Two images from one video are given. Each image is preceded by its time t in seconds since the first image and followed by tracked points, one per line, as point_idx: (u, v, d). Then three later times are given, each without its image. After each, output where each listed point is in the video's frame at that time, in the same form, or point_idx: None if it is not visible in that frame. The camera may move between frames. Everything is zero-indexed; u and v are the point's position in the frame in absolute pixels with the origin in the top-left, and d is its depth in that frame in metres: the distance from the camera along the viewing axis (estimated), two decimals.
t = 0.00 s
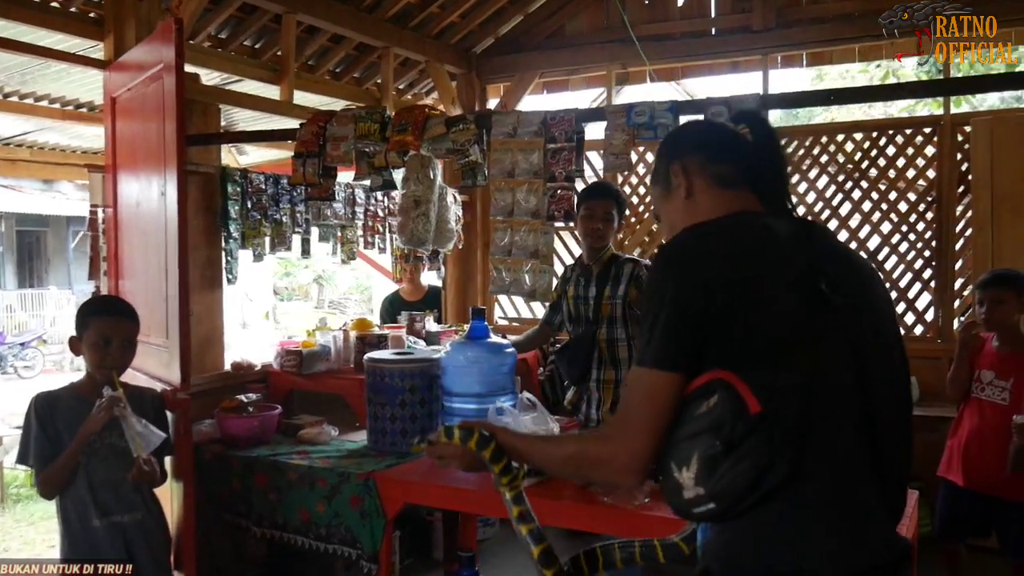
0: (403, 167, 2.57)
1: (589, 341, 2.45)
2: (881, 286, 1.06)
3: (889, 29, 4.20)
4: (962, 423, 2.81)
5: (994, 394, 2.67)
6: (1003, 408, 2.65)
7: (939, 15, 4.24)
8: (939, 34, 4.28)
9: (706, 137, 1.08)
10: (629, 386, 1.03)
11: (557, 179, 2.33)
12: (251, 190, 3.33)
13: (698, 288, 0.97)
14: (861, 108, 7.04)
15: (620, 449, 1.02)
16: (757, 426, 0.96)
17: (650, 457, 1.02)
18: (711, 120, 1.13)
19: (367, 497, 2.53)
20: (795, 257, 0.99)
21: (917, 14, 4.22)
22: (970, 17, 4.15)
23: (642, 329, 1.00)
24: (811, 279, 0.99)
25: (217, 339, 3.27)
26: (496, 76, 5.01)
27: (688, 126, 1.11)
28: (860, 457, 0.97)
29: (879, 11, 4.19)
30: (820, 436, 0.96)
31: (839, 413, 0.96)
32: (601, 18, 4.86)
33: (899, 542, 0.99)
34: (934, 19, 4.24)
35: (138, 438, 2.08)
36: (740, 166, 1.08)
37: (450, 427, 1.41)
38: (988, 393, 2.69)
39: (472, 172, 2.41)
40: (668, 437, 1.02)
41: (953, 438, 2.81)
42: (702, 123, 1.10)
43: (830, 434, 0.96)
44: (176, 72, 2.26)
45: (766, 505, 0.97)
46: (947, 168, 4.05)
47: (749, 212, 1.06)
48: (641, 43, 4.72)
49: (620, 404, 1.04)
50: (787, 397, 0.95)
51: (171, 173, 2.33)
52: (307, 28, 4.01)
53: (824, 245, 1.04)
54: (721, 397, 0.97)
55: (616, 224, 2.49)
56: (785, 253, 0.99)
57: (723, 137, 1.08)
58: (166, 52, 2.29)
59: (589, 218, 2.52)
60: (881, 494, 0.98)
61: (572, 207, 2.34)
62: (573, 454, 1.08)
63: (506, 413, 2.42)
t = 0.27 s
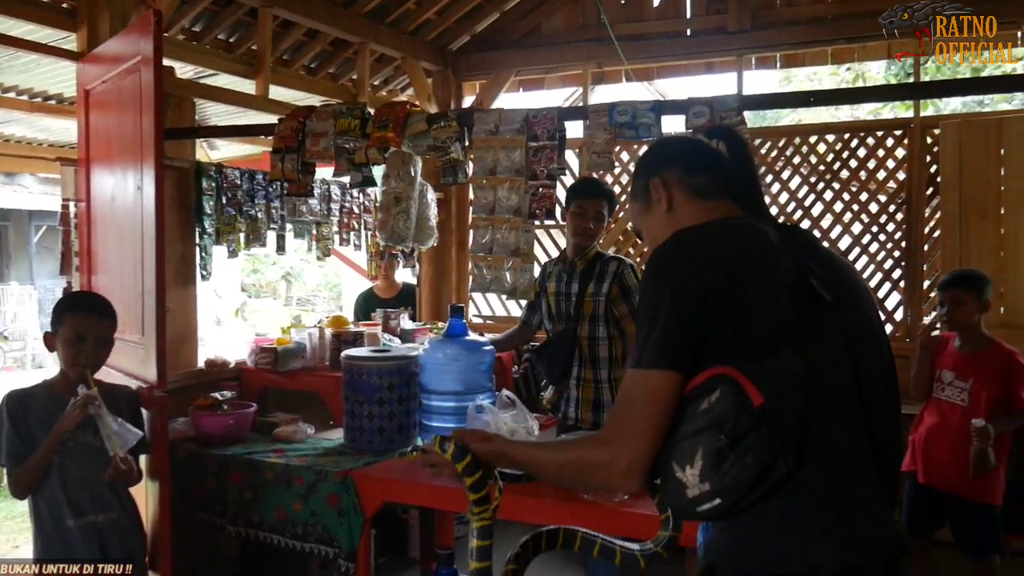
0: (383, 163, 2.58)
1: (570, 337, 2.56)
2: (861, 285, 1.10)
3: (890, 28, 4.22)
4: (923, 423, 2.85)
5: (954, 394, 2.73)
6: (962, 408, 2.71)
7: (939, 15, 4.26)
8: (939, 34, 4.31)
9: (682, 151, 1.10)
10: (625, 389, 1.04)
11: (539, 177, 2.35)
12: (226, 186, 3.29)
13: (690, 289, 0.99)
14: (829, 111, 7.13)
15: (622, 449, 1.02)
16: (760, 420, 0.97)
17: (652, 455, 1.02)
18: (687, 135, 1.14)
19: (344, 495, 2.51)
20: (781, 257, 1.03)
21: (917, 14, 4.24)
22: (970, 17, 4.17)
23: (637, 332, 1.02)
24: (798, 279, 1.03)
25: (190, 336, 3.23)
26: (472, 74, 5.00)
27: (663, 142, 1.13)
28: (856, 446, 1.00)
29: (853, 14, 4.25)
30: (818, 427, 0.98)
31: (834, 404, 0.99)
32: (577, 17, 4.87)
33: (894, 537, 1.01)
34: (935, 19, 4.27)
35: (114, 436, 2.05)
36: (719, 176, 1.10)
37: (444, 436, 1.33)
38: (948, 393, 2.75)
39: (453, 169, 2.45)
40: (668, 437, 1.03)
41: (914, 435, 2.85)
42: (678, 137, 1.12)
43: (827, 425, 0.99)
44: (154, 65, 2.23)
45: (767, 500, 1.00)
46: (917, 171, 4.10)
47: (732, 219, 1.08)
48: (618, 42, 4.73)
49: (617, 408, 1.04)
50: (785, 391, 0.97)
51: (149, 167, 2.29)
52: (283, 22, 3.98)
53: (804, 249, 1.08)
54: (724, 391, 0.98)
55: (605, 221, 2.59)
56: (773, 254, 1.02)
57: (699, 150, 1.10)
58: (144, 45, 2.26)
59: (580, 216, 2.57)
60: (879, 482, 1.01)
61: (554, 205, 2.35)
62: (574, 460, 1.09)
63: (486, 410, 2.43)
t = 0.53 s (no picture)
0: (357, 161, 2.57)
1: (553, 335, 2.61)
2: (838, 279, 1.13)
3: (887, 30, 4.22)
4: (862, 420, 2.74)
5: (894, 389, 2.62)
6: (902, 403, 2.59)
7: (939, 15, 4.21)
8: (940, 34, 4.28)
9: (664, 145, 1.12)
10: (610, 381, 1.05)
11: (514, 173, 2.37)
12: (197, 185, 3.26)
13: (675, 281, 1.01)
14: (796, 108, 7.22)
15: (608, 439, 1.03)
16: (745, 409, 0.99)
17: (637, 446, 1.04)
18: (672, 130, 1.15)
19: (322, 494, 2.50)
20: (763, 251, 1.05)
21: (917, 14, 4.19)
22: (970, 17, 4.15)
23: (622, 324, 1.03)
24: (782, 273, 1.05)
25: (162, 337, 3.20)
26: (444, 71, 5.00)
27: (646, 137, 1.14)
28: (839, 433, 1.02)
29: (821, 12, 4.30)
30: (801, 416, 1.01)
31: (816, 393, 1.02)
32: (548, 15, 4.89)
33: (873, 522, 1.04)
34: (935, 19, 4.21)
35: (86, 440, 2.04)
36: (701, 171, 1.11)
37: (432, 417, 1.33)
38: (887, 388, 2.64)
39: (429, 167, 2.47)
40: (653, 428, 1.04)
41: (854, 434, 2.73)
42: (661, 132, 1.13)
43: (810, 413, 1.01)
44: (126, 63, 2.20)
45: (753, 488, 1.02)
46: (884, 166, 4.15)
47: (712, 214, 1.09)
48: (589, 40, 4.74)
49: (603, 399, 1.06)
50: (769, 382, 1.00)
51: (121, 167, 2.27)
52: (253, 19, 3.94)
53: (783, 243, 1.11)
54: (709, 381, 1.00)
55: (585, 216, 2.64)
56: (755, 246, 1.04)
57: (683, 145, 1.12)
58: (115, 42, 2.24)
59: (561, 213, 2.63)
60: (861, 468, 1.04)
61: (529, 201, 2.38)
62: (559, 452, 1.10)
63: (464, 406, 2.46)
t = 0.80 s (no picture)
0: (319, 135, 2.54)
1: (519, 311, 2.67)
2: (805, 252, 1.15)
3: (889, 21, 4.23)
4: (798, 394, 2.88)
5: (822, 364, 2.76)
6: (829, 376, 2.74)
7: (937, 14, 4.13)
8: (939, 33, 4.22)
9: (660, 92, 1.09)
10: (578, 346, 1.07)
11: (479, 148, 2.36)
12: (155, 159, 3.20)
13: (645, 251, 1.02)
14: (757, 87, 7.28)
15: (574, 404, 1.06)
16: (705, 383, 1.02)
17: (600, 413, 1.06)
18: (687, 66, 1.10)
19: (286, 468, 2.50)
20: (735, 223, 1.06)
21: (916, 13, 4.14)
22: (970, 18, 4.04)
23: (591, 290, 1.04)
24: (750, 247, 1.06)
25: (121, 312, 3.16)
26: (406, 46, 4.96)
27: (647, 75, 1.12)
28: (793, 408, 1.05)
29: None
30: (760, 390, 1.03)
31: (775, 369, 1.04)
32: None
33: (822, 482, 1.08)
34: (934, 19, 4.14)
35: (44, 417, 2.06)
36: (694, 124, 1.09)
37: (403, 389, 1.39)
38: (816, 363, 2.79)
39: (392, 143, 2.44)
40: (617, 396, 1.06)
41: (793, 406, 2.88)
42: (662, 72, 1.10)
43: (769, 387, 1.04)
44: (81, 35, 2.16)
45: (710, 457, 1.04)
46: (841, 145, 4.23)
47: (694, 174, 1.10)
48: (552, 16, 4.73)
49: (571, 364, 1.07)
50: (732, 356, 1.02)
51: (77, 141, 2.23)
52: None
53: (756, 211, 1.12)
54: (673, 354, 1.02)
55: (549, 190, 2.69)
56: (726, 219, 1.06)
57: (679, 93, 1.08)
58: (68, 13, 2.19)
59: (525, 186, 2.67)
60: (813, 443, 1.07)
61: (494, 175, 2.39)
62: (525, 413, 1.12)
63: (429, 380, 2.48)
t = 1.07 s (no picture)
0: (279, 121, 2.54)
1: (486, 301, 2.68)
2: (779, 243, 1.16)
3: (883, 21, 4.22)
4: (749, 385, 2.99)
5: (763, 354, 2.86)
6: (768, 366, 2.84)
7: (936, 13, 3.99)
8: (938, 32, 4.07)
9: (645, 69, 1.08)
10: (550, 325, 1.08)
11: (441, 135, 2.36)
12: (110, 144, 3.14)
13: (620, 238, 1.03)
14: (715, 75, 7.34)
15: (542, 383, 1.08)
16: (668, 373, 1.04)
17: (565, 394, 1.08)
18: (676, 38, 1.08)
19: (247, 458, 2.48)
20: (710, 214, 1.06)
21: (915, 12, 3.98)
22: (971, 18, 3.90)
23: (563, 271, 1.04)
24: (723, 238, 1.08)
25: (76, 301, 3.10)
26: (366, 32, 4.91)
27: (635, 48, 1.10)
28: (752, 401, 1.08)
29: None
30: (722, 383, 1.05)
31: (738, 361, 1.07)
32: None
33: (775, 463, 1.11)
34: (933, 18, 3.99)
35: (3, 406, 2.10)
36: (676, 104, 1.09)
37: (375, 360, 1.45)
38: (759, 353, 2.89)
39: (354, 128, 2.42)
40: (584, 379, 1.08)
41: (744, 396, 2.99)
42: (649, 46, 1.08)
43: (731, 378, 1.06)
44: (36, 18, 2.14)
45: (669, 442, 1.07)
46: (798, 134, 4.29)
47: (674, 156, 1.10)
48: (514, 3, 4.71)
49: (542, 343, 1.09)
50: (698, 348, 1.04)
51: (31, 125, 2.21)
52: None
53: (732, 199, 1.12)
54: (639, 343, 1.04)
55: (511, 177, 2.72)
56: (700, 209, 1.06)
57: (665, 70, 1.07)
58: None
59: (488, 173, 2.69)
60: (768, 433, 1.11)
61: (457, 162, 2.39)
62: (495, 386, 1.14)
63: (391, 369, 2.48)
